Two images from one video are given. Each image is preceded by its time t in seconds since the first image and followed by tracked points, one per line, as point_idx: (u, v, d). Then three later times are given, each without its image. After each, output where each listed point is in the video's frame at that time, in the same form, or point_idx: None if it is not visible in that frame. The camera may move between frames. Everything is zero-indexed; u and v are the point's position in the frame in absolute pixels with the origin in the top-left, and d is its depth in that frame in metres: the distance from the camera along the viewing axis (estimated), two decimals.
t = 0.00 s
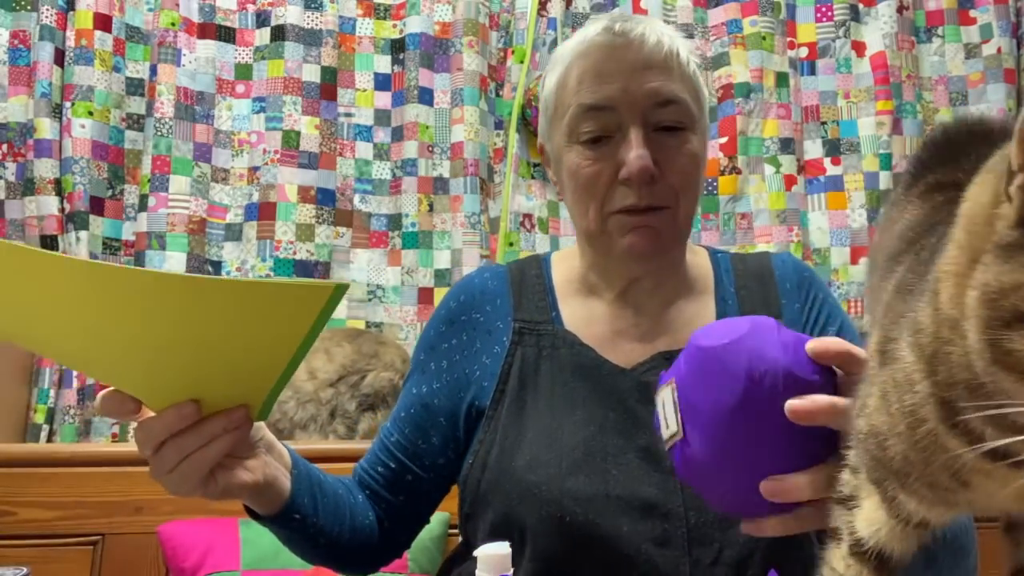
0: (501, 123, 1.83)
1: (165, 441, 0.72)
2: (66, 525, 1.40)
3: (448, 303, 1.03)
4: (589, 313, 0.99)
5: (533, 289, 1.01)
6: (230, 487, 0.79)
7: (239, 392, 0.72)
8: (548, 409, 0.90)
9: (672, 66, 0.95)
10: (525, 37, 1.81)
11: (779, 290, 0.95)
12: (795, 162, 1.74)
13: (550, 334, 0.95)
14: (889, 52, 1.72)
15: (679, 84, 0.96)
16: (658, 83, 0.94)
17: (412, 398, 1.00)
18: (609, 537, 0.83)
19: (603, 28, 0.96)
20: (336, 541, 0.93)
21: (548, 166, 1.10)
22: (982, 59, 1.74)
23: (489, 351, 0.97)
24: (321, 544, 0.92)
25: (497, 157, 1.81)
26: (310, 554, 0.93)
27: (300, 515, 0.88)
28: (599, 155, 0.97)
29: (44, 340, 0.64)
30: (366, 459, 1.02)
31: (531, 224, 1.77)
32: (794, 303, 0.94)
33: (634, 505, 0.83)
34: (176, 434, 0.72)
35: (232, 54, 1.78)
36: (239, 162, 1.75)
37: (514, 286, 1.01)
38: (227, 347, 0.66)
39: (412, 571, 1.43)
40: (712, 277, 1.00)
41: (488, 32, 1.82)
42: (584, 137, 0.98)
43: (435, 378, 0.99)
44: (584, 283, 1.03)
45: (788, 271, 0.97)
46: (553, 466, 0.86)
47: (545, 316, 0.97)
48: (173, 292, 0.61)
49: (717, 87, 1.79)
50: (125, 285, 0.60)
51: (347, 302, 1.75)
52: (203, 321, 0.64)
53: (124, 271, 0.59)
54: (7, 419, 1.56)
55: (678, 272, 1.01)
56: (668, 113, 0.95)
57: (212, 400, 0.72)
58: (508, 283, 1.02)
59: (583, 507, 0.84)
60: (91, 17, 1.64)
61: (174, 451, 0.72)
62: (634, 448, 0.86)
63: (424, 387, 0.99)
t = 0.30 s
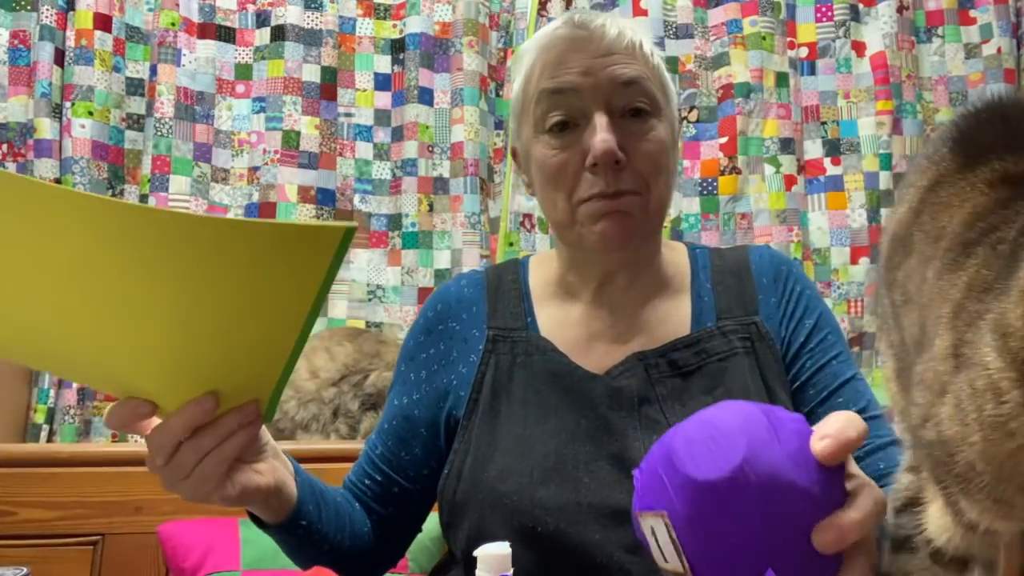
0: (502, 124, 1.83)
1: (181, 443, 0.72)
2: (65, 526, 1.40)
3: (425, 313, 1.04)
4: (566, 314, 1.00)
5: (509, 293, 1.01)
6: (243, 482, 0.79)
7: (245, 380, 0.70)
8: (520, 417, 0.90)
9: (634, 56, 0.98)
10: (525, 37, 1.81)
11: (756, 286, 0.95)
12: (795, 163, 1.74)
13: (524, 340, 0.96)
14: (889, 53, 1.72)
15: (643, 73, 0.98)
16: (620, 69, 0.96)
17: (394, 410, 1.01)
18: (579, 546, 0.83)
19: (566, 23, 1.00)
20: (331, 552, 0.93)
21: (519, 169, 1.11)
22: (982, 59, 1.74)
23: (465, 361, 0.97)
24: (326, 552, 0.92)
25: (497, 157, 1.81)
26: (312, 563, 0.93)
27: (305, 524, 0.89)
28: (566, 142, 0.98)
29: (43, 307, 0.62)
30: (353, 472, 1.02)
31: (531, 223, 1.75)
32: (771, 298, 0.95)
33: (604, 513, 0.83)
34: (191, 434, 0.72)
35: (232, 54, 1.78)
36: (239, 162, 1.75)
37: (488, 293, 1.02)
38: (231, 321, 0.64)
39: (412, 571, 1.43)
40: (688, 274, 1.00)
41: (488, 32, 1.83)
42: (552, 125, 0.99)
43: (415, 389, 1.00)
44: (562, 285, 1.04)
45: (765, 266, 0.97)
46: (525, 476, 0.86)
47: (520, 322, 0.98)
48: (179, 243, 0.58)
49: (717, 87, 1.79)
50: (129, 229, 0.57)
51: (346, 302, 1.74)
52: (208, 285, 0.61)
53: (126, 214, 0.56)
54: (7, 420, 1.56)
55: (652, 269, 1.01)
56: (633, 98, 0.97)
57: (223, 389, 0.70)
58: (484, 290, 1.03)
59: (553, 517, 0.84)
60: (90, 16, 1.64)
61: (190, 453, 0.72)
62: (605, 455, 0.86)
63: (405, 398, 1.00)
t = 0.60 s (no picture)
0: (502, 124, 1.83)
1: (201, 485, 0.71)
2: (65, 526, 1.40)
3: (414, 323, 1.04)
4: (557, 315, 1.00)
5: (498, 298, 1.01)
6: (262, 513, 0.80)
7: (270, 417, 0.70)
8: (512, 426, 0.90)
9: (620, 51, 0.98)
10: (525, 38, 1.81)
11: (745, 282, 0.95)
12: (795, 163, 1.74)
13: (514, 346, 0.96)
14: (889, 53, 1.72)
15: (628, 67, 0.98)
16: (604, 64, 0.96)
17: (386, 423, 1.00)
18: (577, 557, 0.83)
19: (550, 19, 1.00)
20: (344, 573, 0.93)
21: (503, 166, 1.11)
22: (982, 59, 1.74)
23: (456, 369, 0.97)
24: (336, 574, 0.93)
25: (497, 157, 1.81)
26: None
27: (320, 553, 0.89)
28: (552, 139, 0.98)
29: (66, 372, 0.60)
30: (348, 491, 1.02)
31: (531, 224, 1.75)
32: (761, 294, 0.95)
33: (600, 523, 0.83)
34: (213, 476, 0.71)
35: (232, 54, 1.78)
36: (239, 162, 1.75)
37: (477, 299, 1.02)
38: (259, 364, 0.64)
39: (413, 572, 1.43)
40: (678, 272, 1.00)
41: (488, 32, 1.83)
42: (538, 122, 0.99)
43: (407, 400, 0.99)
44: (553, 289, 1.03)
45: (754, 262, 0.98)
46: (518, 487, 0.86)
47: (510, 328, 0.98)
48: (213, 299, 0.58)
49: (717, 87, 1.79)
50: (161, 288, 0.57)
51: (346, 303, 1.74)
52: (239, 333, 0.61)
53: (164, 277, 0.56)
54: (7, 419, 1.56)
55: (642, 267, 1.01)
56: (618, 93, 0.97)
57: (247, 429, 0.70)
58: (472, 296, 1.02)
59: (549, 529, 0.84)
60: (91, 17, 1.64)
61: (211, 494, 0.72)
62: (599, 463, 0.86)
63: (397, 410, 1.00)
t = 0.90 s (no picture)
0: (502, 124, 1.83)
1: (210, 488, 0.71)
2: (66, 526, 1.40)
3: (412, 324, 1.03)
4: (558, 318, 1.00)
5: (498, 299, 1.01)
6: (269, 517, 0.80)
7: (281, 418, 0.70)
8: (512, 429, 0.90)
9: (620, 58, 0.97)
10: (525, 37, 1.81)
11: (748, 284, 0.95)
12: (795, 163, 1.74)
13: (514, 348, 0.96)
14: (889, 52, 1.72)
15: (628, 75, 0.97)
16: (605, 75, 0.95)
17: (385, 424, 1.00)
18: (578, 563, 0.83)
19: (548, 24, 0.98)
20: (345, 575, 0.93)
21: (502, 170, 1.10)
22: (982, 59, 1.74)
23: (456, 371, 0.97)
24: None
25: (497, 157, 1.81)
26: None
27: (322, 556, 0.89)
28: (552, 150, 0.97)
29: (87, 367, 0.60)
30: (348, 492, 1.01)
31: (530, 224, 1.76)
32: (764, 295, 0.95)
33: (601, 528, 0.83)
34: (223, 479, 0.71)
35: (232, 54, 1.78)
36: (239, 162, 1.75)
37: (477, 300, 1.02)
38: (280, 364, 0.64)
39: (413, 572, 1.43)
40: (680, 273, 1.00)
41: (488, 32, 1.83)
42: (537, 131, 0.99)
43: (406, 402, 0.99)
44: (552, 292, 1.03)
45: (757, 264, 0.97)
46: (518, 492, 0.86)
47: (509, 329, 0.98)
48: (244, 299, 0.58)
49: (717, 87, 1.79)
50: (193, 287, 0.56)
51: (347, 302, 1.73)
52: (263, 332, 0.61)
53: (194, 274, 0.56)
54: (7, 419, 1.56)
55: (642, 270, 1.00)
56: (618, 103, 0.96)
57: (260, 429, 0.70)
58: (471, 297, 1.02)
59: (549, 534, 0.84)
60: (91, 17, 1.64)
61: (221, 497, 0.71)
62: (600, 467, 0.86)
63: (396, 412, 0.99)
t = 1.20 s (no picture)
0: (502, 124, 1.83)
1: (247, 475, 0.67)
2: (66, 526, 1.40)
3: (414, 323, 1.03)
4: (562, 319, 1.00)
5: (501, 300, 1.02)
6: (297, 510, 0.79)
7: (336, 424, 0.66)
8: (516, 430, 0.90)
9: (617, 65, 0.96)
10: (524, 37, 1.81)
11: (752, 286, 0.95)
12: (795, 163, 1.74)
13: (517, 348, 0.96)
14: (889, 52, 1.73)
15: (625, 82, 0.96)
16: (600, 84, 0.95)
17: (388, 424, 0.99)
18: (582, 564, 0.83)
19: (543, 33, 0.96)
20: None
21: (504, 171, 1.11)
22: (982, 59, 1.74)
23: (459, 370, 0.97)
24: None
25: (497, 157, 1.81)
26: None
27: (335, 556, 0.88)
28: (548, 160, 0.98)
29: (163, 335, 0.54)
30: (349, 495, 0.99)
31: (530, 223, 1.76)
32: (768, 297, 0.95)
33: (605, 529, 0.83)
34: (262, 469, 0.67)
35: (232, 54, 1.78)
36: (239, 162, 1.75)
37: (480, 300, 1.02)
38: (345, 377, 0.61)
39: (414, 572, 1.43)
40: (684, 274, 1.01)
41: (488, 32, 1.83)
42: (533, 141, 0.99)
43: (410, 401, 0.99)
44: (555, 292, 1.04)
45: (762, 265, 0.97)
46: (522, 492, 0.86)
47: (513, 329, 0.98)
48: (354, 312, 0.54)
49: (717, 87, 1.80)
50: (281, 288, 0.51)
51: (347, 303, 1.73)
52: (340, 342, 0.57)
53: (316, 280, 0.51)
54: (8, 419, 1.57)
55: (645, 273, 1.01)
56: (614, 111, 0.96)
57: (310, 429, 0.66)
58: (475, 296, 1.03)
59: (553, 534, 0.83)
60: (91, 17, 1.64)
61: (256, 485, 0.68)
62: (605, 468, 0.86)
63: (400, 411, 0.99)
